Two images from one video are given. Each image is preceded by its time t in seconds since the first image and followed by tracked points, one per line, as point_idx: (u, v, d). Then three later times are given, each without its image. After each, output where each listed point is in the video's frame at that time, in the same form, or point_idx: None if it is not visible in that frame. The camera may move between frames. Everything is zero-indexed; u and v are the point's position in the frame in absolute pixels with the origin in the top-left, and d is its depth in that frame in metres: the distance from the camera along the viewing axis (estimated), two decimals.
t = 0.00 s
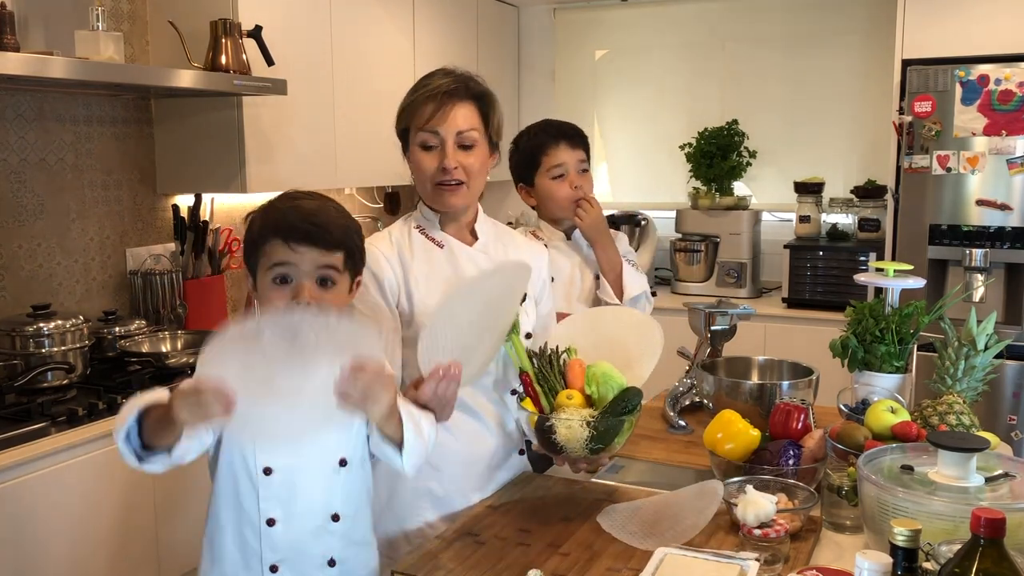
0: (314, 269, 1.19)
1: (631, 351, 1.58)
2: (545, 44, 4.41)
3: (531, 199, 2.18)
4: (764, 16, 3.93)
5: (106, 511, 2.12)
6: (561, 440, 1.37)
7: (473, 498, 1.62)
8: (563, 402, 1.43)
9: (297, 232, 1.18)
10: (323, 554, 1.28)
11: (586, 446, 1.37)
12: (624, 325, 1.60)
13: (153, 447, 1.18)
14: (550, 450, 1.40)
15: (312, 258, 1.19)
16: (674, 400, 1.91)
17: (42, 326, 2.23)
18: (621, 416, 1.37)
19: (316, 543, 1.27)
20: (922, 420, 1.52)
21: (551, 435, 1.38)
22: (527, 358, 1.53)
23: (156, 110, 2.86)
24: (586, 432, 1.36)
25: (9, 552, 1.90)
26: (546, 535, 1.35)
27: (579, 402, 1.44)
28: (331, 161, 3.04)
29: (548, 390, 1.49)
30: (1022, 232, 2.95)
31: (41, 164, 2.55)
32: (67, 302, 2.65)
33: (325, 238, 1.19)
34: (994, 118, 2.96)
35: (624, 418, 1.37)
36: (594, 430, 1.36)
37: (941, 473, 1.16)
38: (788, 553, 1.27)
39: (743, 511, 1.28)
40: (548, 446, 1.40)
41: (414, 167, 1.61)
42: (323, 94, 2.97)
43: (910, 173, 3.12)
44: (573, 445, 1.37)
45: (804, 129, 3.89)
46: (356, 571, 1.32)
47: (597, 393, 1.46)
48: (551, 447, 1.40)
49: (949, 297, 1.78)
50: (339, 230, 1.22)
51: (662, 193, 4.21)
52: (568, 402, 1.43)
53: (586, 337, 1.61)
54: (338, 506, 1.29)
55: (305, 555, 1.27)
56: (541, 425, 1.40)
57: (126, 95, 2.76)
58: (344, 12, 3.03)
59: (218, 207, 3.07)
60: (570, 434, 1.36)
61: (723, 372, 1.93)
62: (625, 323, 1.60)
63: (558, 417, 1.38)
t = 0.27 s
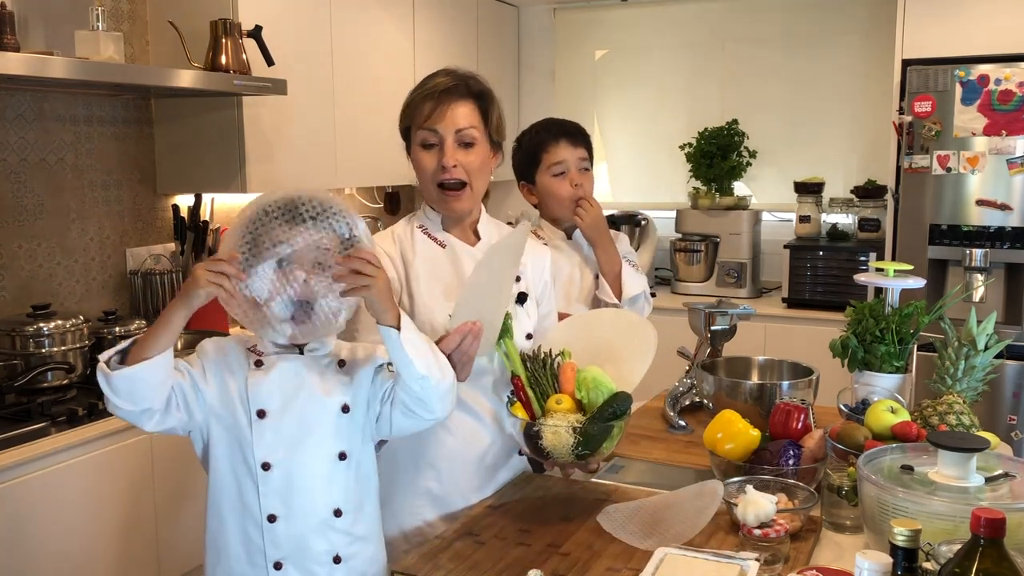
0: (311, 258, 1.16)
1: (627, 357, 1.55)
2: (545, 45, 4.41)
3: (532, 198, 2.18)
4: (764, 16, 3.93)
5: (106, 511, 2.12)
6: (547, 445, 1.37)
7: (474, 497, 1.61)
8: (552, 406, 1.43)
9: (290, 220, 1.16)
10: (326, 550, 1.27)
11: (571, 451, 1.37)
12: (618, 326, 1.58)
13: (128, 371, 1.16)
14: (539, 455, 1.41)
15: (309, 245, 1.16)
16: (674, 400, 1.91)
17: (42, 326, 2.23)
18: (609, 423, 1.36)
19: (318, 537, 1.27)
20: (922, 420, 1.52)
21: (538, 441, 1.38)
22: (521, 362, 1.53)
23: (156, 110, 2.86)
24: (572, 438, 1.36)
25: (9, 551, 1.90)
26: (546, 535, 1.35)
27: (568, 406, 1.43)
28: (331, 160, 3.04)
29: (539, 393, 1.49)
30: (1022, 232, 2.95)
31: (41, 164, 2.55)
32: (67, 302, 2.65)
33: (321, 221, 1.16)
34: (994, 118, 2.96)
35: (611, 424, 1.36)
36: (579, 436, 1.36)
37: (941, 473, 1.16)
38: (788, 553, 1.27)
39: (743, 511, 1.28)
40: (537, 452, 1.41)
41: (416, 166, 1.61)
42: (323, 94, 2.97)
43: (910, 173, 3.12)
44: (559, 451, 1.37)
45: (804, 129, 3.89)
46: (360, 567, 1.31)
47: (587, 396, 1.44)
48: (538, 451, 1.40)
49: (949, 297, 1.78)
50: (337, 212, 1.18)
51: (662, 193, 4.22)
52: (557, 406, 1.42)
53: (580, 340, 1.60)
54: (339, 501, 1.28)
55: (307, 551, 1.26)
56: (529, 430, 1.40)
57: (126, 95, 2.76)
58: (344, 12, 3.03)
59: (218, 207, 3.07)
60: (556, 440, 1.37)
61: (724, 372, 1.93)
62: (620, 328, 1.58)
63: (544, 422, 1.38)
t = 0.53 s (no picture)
0: (305, 259, 1.18)
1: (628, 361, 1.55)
2: (545, 44, 4.41)
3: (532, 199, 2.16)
4: (764, 16, 3.93)
5: (106, 511, 2.12)
6: (542, 453, 1.38)
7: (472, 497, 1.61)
8: (549, 413, 1.42)
9: (281, 224, 1.17)
10: (325, 553, 1.27)
11: (567, 459, 1.37)
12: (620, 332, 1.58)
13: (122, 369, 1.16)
14: (534, 463, 1.41)
15: (304, 247, 1.18)
16: (673, 400, 1.91)
17: (42, 326, 2.23)
18: (606, 430, 1.37)
19: (316, 540, 1.26)
20: (922, 420, 1.52)
21: (533, 448, 1.39)
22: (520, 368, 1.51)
23: (156, 110, 2.86)
24: (567, 447, 1.36)
25: (9, 552, 1.90)
26: (546, 535, 1.36)
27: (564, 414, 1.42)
28: (331, 160, 3.04)
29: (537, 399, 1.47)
30: (1022, 232, 2.95)
31: (41, 164, 2.55)
32: (67, 302, 2.65)
33: (313, 223, 1.18)
34: (994, 118, 2.96)
35: (608, 433, 1.36)
36: (574, 444, 1.36)
37: (941, 473, 1.17)
38: (788, 553, 1.27)
39: (743, 510, 1.28)
40: (532, 460, 1.41)
41: (424, 168, 1.60)
42: (323, 94, 2.97)
43: (910, 173, 3.12)
44: (555, 460, 1.37)
45: (804, 129, 3.89)
46: (359, 569, 1.31)
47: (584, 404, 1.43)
48: (534, 458, 1.40)
49: (949, 297, 1.79)
50: (328, 215, 1.21)
51: (661, 193, 4.21)
52: (554, 414, 1.41)
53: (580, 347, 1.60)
54: (338, 503, 1.28)
55: (306, 554, 1.26)
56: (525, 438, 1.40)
57: (125, 95, 2.76)
58: (344, 12, 3.03)
59: (217, 207, 3.06)
60: (551, 448, 1.37)
61: (723, 372, 1.93)
62: (620, 333, 1.58)
63: (540, 429, 1.38)
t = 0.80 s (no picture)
0: (305, 257, 1.18)
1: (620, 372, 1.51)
2: (545, 45, 4.41)
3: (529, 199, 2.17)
4: (763, 16, 3.93)
5: (106, 512, 2.12)
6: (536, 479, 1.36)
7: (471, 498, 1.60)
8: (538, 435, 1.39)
9: (281, 223, 1.17)
10: (330, 552, 1.27)
11: (561, 482, 1.36)
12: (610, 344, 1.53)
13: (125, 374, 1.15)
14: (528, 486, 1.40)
15: (305, 246, 1.18)
16: (673, 400, 1.91)
17: (42, 326, 2.23)
18: (598, 451, 1.36)
19: (321, 540, 1.26)
20: (922, 420, 1.52)
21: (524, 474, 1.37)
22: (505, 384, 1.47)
23: (156, 110, 2.86)
24: (559, 472, 1.35)
25: (8, 552, 1.89)
26: (546, 535, 1.36)
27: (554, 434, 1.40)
28: (331, 160, 3.04)
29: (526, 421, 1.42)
30: (1022, 232, 2.95)
31: (41, 164, 2.55)
32: (67, 302, 2.65)
33: (313, 221, 1.18)
34: (994, 118, 2.96)
35: (598, 454, 1.35)
36: (566, 469, 1.35)
37: (941, 472, 1.16)
38: (788, 553, 1.27)
39: (743, 511, 1.28)
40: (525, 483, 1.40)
41: (431, 170, 1.59)
42: (323, 94, 2.97)
43: (910, 173, 3.12)
44: (549, 485, 1.36)
45: (804, 129, 3.89)
46: (364, 568, 1.31)
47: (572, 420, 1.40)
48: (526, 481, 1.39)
49: (949, 297, 1.79)
50: (329, 215, 1.21)
51: (662, 193, 4.22)
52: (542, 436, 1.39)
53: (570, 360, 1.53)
54: (342, 503, 1.28)
55: (310, 553, 1.26)
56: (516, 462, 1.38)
57: (125, 95, 2.76)
58: (344, 12, 3.03)
59: (217, 207, 3.06)
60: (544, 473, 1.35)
61: (723, 372, 1.93)
62: (612, 348, 1.53)
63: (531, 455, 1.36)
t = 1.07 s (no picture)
0: (305, 259, 1.18)
1: (618, 378, 1.49)
2: (545, 45, 4.41)
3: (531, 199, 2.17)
4: (763, 16, 3.93)
5: (106, 512, 2.12)
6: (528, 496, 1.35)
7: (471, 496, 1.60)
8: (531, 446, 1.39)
9: (282, 224, 1.18)
10: (331, 553, 1.27)
11: (553, 498, 1.34)
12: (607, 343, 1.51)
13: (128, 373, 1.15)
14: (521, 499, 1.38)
15: (302, 247, 1.17)
16: (674, 400, 1.92)
17: (42, 326, 2.23)
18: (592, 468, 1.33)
19: (322, 540, 1.27)
20: (922, 420, 1.52)
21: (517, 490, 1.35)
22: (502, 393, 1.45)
23: (156, 110, 2.86)
24: (549, 490, 1.33)
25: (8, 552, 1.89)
26: (546, 535, 1.36)
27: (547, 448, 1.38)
28: (331, 161, 3.04)
29: (524, 431, 1.43)
30: (1022, 232, 2.95)
31: (41, 164, 2.56)
32: (67, 302, 2.65)
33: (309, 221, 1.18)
34: (994, 118, 2.96)
35: (589, 470, 1.33)
36: (559, 487, 1.33)
37: (941, 472, 1.16)
38: (788, 553, 1.27)
39: (743, 511, 1.28)
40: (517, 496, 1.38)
41: (432, 171, 1.59)
42: (323, 94, 2.97)
43: (910, 173, 3.12)
44: (541, 502, 1.34)
45: (804, 128, 3.89)
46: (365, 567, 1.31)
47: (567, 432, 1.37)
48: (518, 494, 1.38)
49: (949, 297, 1.79)
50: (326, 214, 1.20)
51: (662, 193, 4.22)
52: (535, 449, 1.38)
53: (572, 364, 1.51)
54: (342, 502, 1.28)
55: (312, 554, 1.26)
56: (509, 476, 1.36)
57: (125, 95, 2.76)
58: (344, 12, 3.03)
59: (217, 207, 3.06)
60: (536, 490, 1.34)
61: (723, 372, 1.93)
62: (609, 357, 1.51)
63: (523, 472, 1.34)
